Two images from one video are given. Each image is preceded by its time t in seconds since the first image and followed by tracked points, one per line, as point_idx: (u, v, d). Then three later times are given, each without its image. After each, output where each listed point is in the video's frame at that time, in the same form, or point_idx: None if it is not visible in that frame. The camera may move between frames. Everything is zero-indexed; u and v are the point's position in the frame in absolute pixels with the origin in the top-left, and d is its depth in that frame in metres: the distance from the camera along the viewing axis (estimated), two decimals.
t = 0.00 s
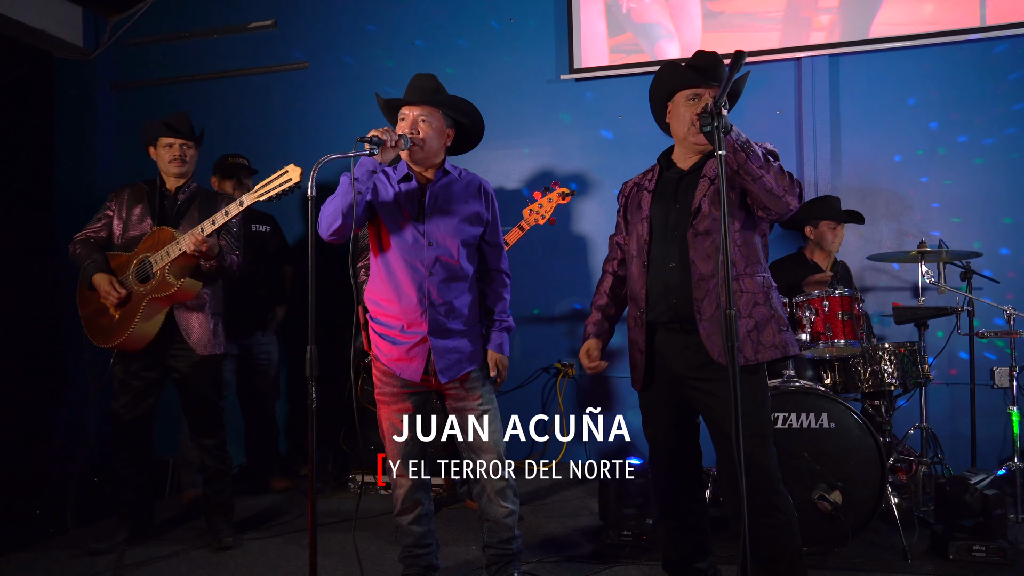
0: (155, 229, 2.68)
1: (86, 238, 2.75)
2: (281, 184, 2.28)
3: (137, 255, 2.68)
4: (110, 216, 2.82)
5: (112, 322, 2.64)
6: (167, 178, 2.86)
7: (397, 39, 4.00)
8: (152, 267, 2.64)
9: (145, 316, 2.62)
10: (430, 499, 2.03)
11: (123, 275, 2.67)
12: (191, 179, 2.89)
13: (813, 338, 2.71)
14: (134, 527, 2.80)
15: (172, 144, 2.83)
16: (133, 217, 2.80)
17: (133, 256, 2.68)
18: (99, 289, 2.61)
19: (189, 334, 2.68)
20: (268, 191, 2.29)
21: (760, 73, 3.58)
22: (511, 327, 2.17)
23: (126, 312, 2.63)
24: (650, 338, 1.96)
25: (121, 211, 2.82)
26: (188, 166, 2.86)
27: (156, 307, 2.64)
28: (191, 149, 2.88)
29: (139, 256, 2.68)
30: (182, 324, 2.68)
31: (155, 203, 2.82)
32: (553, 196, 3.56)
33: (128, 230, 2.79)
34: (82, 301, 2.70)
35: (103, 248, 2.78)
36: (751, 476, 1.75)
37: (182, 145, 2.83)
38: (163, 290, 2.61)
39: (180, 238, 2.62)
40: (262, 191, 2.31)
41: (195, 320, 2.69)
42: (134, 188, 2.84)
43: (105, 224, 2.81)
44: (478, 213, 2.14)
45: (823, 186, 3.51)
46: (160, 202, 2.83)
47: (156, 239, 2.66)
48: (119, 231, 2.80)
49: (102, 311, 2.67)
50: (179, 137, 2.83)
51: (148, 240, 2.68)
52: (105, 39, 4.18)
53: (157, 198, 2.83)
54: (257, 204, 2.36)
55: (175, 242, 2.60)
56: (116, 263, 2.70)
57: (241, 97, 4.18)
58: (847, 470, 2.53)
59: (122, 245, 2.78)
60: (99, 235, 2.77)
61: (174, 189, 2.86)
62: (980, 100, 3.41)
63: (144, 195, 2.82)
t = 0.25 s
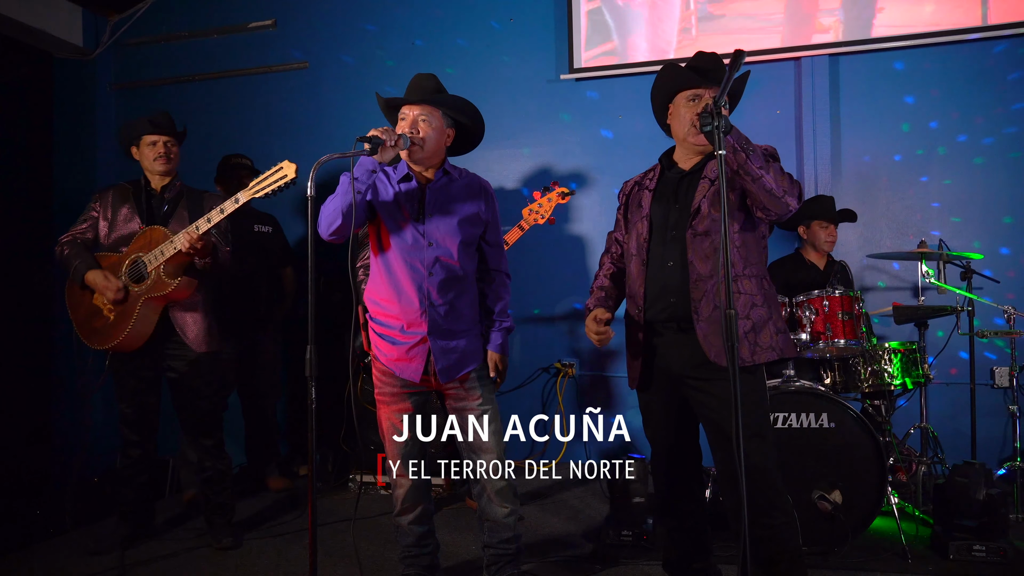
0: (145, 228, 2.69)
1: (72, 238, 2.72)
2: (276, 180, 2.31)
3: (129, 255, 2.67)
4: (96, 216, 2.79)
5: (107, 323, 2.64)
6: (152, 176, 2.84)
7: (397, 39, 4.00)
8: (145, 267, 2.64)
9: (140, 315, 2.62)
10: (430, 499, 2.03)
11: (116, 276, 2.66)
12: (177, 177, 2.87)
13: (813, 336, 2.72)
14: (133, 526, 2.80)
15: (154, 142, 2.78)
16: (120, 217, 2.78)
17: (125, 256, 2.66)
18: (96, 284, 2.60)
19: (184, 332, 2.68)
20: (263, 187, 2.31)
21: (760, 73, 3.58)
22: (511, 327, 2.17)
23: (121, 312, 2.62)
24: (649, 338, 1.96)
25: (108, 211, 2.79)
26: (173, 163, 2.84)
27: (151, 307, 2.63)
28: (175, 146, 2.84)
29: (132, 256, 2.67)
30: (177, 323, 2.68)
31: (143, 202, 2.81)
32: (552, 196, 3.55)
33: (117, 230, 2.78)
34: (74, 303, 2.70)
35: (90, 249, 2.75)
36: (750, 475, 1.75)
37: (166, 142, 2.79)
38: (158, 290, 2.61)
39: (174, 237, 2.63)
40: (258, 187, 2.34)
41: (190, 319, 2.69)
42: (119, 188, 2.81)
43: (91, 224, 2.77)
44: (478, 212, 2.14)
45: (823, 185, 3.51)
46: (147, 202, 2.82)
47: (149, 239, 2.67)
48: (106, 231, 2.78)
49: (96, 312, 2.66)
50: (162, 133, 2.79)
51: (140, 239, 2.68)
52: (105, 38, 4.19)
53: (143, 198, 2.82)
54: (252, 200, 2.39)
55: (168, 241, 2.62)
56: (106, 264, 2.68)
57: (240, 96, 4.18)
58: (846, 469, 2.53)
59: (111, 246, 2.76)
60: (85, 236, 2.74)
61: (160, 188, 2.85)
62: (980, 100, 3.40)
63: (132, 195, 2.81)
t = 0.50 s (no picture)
0: (141, 229, 2.67)
1: (62, 242, 2.73)
2: (275, 180, 2.32)
3: (125, 256, 2.65)
4: (85, 219, 2.79)
5: (105, 325, 2.64)
6: (138, 176, 2.83)
7: (397, 39, 3.99)
8: (143, 268, 2.62)
9: (139, 317, 2.61)
10: (430, 499, 2.03)
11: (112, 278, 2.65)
12: (163, 174, 2.86)
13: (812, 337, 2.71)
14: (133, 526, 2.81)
15: (138, 141, 2.78)
16: (110, 219, 2.77)
17: (121, 258, 2.64)
18: (92, 280, 2.59)
19: (181, 333, 2.68)
20: (262, 187, 2.31)
21: (759, 73, 3.58)
22: (510, 326, 2.16)
23: (120, 314, 2.62)
24: (647, 338, 1.96)
25: (97, 213, 2.78)
26: (158, 161, 2.82)
27: (150, 309, 2.63)
28: (159, 143, 2.84)
29: (128, 257, 2.65)
30: (174, 324, 2.68)
31: (132, 203, 2.79)
32: (550, 195, 3.56)
33: (108, 231, 2.77)
34: (69, 306, 2.70)
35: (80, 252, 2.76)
36: (750, 475, 1.75)
37: (149, 140, 2.78)
38: (157, 291, 2.61)
39: (172, 237, 2.62)
40: (256, 186, 2.33)
41: (187, 321, 2.69)
42: (106, 190, 2.80)
43: (81, 227, 2.78)
44: (477, 212, 2.13)
45: (823, 185, 3.51)
46: (138, 201, 2.81)
47: (145, 240, 2.65)
48: (97, 233, 2.78)
49: (93, 314, 2.66)
50: (145, 132, 2.78)
51: (135, 240, 2.67)
52: (105, 38, 4.19)
53: (132, 199, 2.79)
54: (251, 200, 2.38)
55: (166, 241, 2.61)
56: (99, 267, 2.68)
57: (240, 97, 4.18)
58: (845, 468, 2.53)
59: (103, 248, 2.77)
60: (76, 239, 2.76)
61: (148, 187, 2.83)
62: (979, 100, 3.41)
63: (120, 196, 2.79)
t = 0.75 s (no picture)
0: (140, 226, 2.68)
1: (61, 243, 2.71)
2: (271, 167, 2.32)
3: (125, 253, 2.66)
4: (82, 219, 2.77)
5: (108, 321, 2.62)
6: (133, 176, 2.82)
7: (397, 38, 3.99)
8: (144, 263, 2.63)
9: (142, 311, 2.59)
10: (430, 498, 2.03)
11: (112, 275, 2.65)
12: (159, 174, 2.85)
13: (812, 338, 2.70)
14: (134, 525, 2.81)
15: (132, 142, 2.76)
16: (108, 218, 2.78)
17: (121, 255, 2.65)
18: (90, 287, 2.58)
19: (185, 327, 2.68)
20: (259, 173, 2.31)
21: (758, 72, 3.57)
22: (511, 325, 2.16)
23: (122, 311, 2.61)
24: (648, 338, 1.96)
25: (93, 212, 2.78)
26: (153, 162, 2.81)
27: (152, 304, 2.61)
28: (152, 145, 2.82)
29: (128, 254, 2.66)
30: (177, 319, 2.68)
31: (132, 203, 2.79)
32: (551, 195, 3.69)
33: (108, 231, 2.77)
34: (68, 305, 2.69)
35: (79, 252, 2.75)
36: (751, 474, 1.74)
37: (143, 141, 2.77)
38: (159, 284, 2.60)
39: (170, 230, 2.62)
40: (252, 174, 2.32)
41: (190, 314, 2.69)
42: (102, 190, 2.79)
43: (77, 227, 2.76)
44: (477, 211, 2.13)
45: (823, 184, 3.51)
46: (135, 200, 2.80)
47: (145, 235, 2.66)
48: (95, 233, 2.78)
49: (94, 312, 2.65)
50: (138, 133, 2.77)
51: (134, 236, 2.67)
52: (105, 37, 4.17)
53: (131, 198, 2.79)
54: (249, 188, 2.37)
55: (165, 235, 2.61)
56: (100, 266, 2.67)
57: (239, 96, 4.18)
58: (846, 467, 2.53)
59: (101, 248, 2.76)
60: (74, 239, 2.74)
61: (144, 188, 2.82)
62: (980, 98, 3.40)
63: (118, 196, 2.79)
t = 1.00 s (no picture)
0: (141, 224, 2.68)
1: (61, 241, 2.72)
2: (274, 167, 2.29)
3: (125, 252, 2.66)
4: (82, 217, 2.78)
5: (107, 320, 2.62)
6: (133, 177, 2.81)
7: (396, 36, 3.98)
8: (144, 262, 2.63)
9: (141, 311, 2.58)
10: (430, 496, 2.03)
11: (113, 274, 2.65)
12: (158, 175, 2.84)
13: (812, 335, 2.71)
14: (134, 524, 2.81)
15: (130, 144, 2.75)
16: (108, 217, 2.78)
17: (122, 254, 2.66)
18: (91, 289, 2.58)
19: (187, 325, 2.68)
20: (262, 174, 2.28)
21: (758, 70, 3.57)
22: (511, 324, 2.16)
23: (122, 309, 2.60)
24: (649, 336, 1.95)
25: (94, 211, 2.78)
26: (152, 164, 2.80)
27: (153, 303, 2.61)
28: (151, 146, 2.80)
29: (128, 253, 2.66)
30: (178, 315, 2.67)
31: (131, 202, 2.78)
32: (549, 191, 3.65)
33: (107, 230, 2.77)
34: (68, 303, 2.70)
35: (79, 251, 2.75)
36: (751, 472, 1.74)
37: (142, 143, 2.76)
38: (159, 283, 2.60)
39: (171, 230, 2.62)
40: (256, 174, 2.30)
41: (192, 313, 2.69)
42: (102, 189, 2.80)
43: (77, 226, 2.77)
44: (476, 209, 2.12)
45: (823, 182, 3.51)
46: (135, 198, 2.79)
47: (145, 234, 2.66)
48: (94, 232, 2.78)
49: (94, 310, 2.65)
50: (137, 136, 2.75)
51: (135, 236, 2.67)
52: (104, 36, 4.16)
53: (130, 196, 2.78)
54: (250, 188, 2.35)
55: (166, 234, 2.60)
56: (99, 264, 2.68)
57: (239, 94, 4.17)
58: (845, 465, 2.52)
59: (101, 247, 2.76)
60: (73, 238, 2.74)
61: (143, 189, 2.81)
62: (979, 96, 3.40)
63: (118, 196, 2.79)
